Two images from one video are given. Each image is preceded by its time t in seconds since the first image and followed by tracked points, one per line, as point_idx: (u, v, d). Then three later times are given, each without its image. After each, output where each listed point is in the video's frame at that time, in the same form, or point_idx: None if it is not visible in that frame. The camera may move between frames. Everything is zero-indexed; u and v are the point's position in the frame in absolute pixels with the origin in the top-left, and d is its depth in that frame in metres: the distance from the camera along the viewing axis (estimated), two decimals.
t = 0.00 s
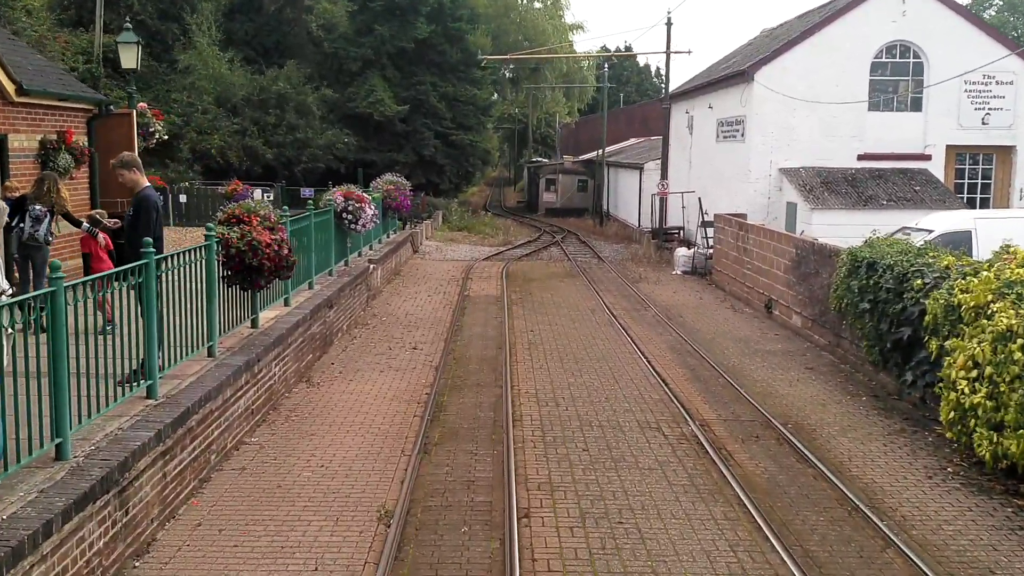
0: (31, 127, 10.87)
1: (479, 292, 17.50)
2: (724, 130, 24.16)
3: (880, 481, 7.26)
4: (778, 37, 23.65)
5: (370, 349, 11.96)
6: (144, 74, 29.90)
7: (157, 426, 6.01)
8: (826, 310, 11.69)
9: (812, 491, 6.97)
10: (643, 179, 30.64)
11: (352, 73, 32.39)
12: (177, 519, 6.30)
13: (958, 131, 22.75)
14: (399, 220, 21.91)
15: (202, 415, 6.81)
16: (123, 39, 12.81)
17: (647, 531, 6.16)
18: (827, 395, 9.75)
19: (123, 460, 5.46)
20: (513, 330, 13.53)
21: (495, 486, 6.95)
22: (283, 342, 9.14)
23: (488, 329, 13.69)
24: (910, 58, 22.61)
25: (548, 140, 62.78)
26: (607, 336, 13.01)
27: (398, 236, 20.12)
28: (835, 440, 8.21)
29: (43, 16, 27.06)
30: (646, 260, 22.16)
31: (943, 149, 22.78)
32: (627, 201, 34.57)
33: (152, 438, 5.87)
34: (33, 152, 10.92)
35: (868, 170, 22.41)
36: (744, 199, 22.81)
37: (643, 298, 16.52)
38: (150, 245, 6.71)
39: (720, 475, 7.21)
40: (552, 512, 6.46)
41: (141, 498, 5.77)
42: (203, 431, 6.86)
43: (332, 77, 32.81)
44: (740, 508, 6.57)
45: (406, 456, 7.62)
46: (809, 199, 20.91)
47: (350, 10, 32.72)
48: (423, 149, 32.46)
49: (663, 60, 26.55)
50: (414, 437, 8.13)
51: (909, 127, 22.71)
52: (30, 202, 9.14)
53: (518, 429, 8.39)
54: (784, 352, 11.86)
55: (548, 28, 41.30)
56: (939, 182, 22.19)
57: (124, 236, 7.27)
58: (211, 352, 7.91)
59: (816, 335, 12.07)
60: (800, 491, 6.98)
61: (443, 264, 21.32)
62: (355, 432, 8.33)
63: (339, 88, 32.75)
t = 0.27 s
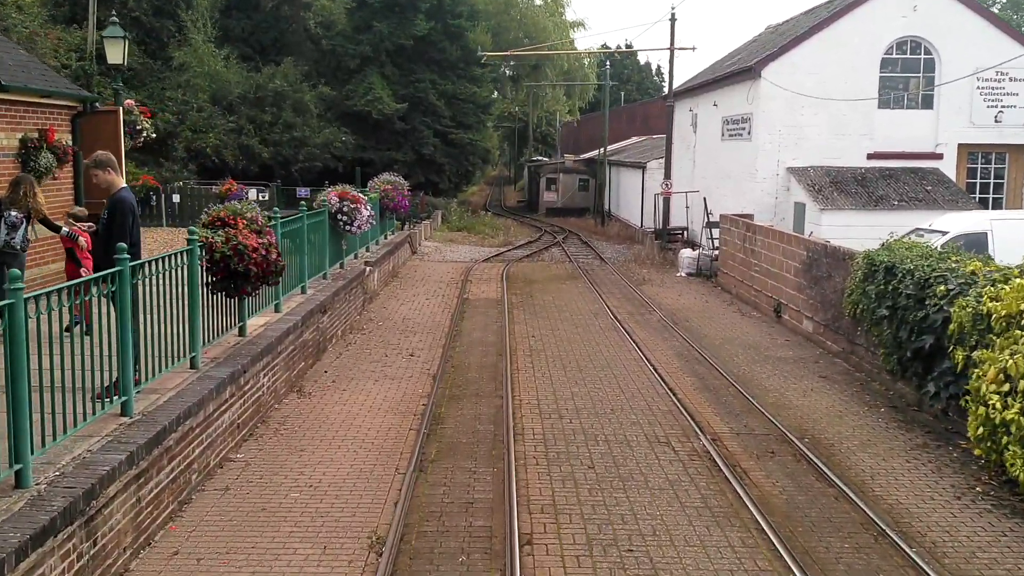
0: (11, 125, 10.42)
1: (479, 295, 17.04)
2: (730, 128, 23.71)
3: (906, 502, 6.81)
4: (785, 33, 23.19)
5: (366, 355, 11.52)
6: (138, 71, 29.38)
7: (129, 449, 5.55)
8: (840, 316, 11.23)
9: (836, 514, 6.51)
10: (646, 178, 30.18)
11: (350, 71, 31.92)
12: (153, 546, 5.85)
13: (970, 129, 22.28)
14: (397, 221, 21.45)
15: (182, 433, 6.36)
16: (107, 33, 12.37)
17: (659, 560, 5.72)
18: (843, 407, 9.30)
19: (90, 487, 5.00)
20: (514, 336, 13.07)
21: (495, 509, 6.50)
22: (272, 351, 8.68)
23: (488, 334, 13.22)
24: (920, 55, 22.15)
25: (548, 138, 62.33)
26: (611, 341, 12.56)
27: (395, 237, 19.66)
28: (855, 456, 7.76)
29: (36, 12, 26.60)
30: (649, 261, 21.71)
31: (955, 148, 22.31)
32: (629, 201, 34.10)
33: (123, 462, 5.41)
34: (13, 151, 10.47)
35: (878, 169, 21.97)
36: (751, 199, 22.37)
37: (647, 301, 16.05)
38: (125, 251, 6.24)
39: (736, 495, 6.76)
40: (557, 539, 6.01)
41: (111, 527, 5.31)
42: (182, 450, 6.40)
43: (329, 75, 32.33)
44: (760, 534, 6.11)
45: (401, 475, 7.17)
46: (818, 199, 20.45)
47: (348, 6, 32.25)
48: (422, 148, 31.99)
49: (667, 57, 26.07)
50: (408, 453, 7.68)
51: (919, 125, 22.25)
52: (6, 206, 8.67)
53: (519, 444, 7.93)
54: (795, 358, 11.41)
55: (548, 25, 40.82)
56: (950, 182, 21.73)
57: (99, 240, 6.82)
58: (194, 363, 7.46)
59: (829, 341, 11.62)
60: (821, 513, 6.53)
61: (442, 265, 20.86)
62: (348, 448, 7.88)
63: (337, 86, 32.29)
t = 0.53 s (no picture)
0: None
1: (479, 298, 16.57)
2: (736, 128, 23.27)
3: (937, 527, 6.36)
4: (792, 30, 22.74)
5: (361, 364, 11.06)
6: (132, 69, 28.94)
7: (97, 475, 5.08)
8: (856, 323, 10.77)
9: (862, 541, 6.05)
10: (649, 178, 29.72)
11: (348, 68, 31.45)
12: None
13: (983, 127, 21.83)
14: (395, 221, 20.99)
15: (158, 454, 5.90)
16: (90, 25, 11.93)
17: None
18: (862, 420, 8.85)
19: (50, 520, 4.54)
20: (515, 342, 12.61)
21: (495, 535, 6.04)
22: (260, 362, 8.22)
23: (488, 341, 12.76)
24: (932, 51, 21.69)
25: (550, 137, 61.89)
26: (616, 348, 12.11)
27: (393, 238, 19.21)
28: (877, 475, 7.31)
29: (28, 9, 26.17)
30: (652, 263, 21.27)
31: (968, 147, 21.86)
32: (631, 201, 33.61)
33: (90, 490, 4.95)
34: None
35: (889, 169, 21.51)
36: (758, 200, 21.93)
37: (652, 305, 15.59)
38: (97, 257, 5.75)
39: (753, 520, 6.30)
40: (564, 570, 5.54)
41: (75, 563, 4.84)
42: (157, 472, 5.93)
43: (327, 73, 31.86)
44: (782, 565, 5.64)
45: (394, 496, 6.71)
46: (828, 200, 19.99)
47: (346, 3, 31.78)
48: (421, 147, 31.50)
49: (671, 54, 25.59)
50: (404, 472, 7.22)
51: (931, 123, 21.80)
52: None
53: (521, 461, 7.48)
54: (808, 367, 10.96)
55: (550, 22, 40.34)
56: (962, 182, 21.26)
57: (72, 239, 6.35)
58: (176, 377, 7.00)
59: (844, 349, 11.16)
60: (846, 540, 6.07)
61: (441, 267, 20.42)
62: (340, 465, 7.42)
63: (335, 84, 31.82)
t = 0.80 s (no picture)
0: None
1: (479, 302, 16.13)
2: (743, 127, 22.84)
3: (972, 554, 5.90)
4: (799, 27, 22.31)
5: (356, 372, 10.61)
6: (127, 67, 28.51)
7: (59, 508, 4.61)
8: (872, 330, 10.32)
9: (892, 572, 5.59)
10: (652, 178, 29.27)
11: (346, 67, 31.00)
12: None
13: (996, 127, 21.37)
14: (393, 222, 20.55)
15: (130, 479, 5.44)
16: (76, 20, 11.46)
17: None
18: (881, 434, 8.40)
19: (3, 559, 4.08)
20: (516, 349, 12.15)
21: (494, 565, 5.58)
22: (247, 373, 7.77)
23: (488, 348, 12.31)
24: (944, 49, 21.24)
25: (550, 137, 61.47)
26: (620, 354, 11.66)
27: (390, 240, 18.76)
28: (901, 496, 6.86)
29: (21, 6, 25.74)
30: (655, 265, 20.83)
31: (981, 147, 21.40)
32: (634, 201, 33.18)
33: (50, 524, 4.49)
34: None
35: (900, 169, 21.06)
36: (765, 201, 21.50)
37: (657, 309, 15.15)
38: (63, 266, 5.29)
39: (774, 548, 5.84)
40: None
41: None
42: (128, 500, 5.46)
43: (325, 72, 31.41)
44: None
45: (387, 521, 6.25)
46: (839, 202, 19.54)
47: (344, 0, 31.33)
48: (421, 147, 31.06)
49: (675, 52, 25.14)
50: (398, 493, 6.77)
51: (942, 122, 21.35)
52: None
53: (523, 481, 7.02)
54: (821, 375, 10.51)
55: (551, 20, 39.90)
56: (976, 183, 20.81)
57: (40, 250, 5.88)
58: (155, 393, 6.56)
59: (859, 358, 10.69)
60: (875, 570, 5.62)
61: (440, 269, 19.97)
62: (330, 486, 6.97)
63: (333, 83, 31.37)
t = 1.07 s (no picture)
0: None
1: (479, 305, 15.69)
2: (749, 125, 22.38)
3: None
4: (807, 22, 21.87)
5: (350, 381, 10.16)
6: (122, 65, 28.09)
7: (10, 545, 4.16)
8: (890, 337, 9.86)
9: None
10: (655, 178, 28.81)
11: (344, 65, 30.55)
12: None
13: (1009, 125, 20.92)
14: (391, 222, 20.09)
15: (96, 507, 4.99)
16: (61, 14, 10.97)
17: None
18: (903, 448, 7.95)
19: None
20: (516, 355, 11.70)
21: None
22: (231, 386, 7.31)
23: (488, 354, 11.87)
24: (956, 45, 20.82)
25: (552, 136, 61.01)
26: (625, 361, 11.22)
27: (388, 241, 18.30)
28: (928, 518, 6.41)
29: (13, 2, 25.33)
30: (659, 266, 20.39)
31: (994, 145, 20.95)
32: (636, 201, 32.72)
33: None
34: None
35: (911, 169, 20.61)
36: (772, 200, 21.03)
37: (662, 313, 14.70)
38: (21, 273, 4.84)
39: None
40: None
41: None
42: (92, 531, 4.99)
43: (323, 70, 30.97)
44: None
45: (377, 549, 5.80)
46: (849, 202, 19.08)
47: None
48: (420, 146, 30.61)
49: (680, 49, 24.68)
50: (390, 516, 6.33)
51: (955, 120, 20.92)
52: None
53: (524, 501, 6.57)
54: (836, 384, 10.05)
55: (552, 18, 39.47)
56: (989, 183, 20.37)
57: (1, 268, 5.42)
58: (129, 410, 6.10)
59: (875, 365, 10.23)
60: None
61: (438, 271, 19.52)
62: (318, 507, 6.52)
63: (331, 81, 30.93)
